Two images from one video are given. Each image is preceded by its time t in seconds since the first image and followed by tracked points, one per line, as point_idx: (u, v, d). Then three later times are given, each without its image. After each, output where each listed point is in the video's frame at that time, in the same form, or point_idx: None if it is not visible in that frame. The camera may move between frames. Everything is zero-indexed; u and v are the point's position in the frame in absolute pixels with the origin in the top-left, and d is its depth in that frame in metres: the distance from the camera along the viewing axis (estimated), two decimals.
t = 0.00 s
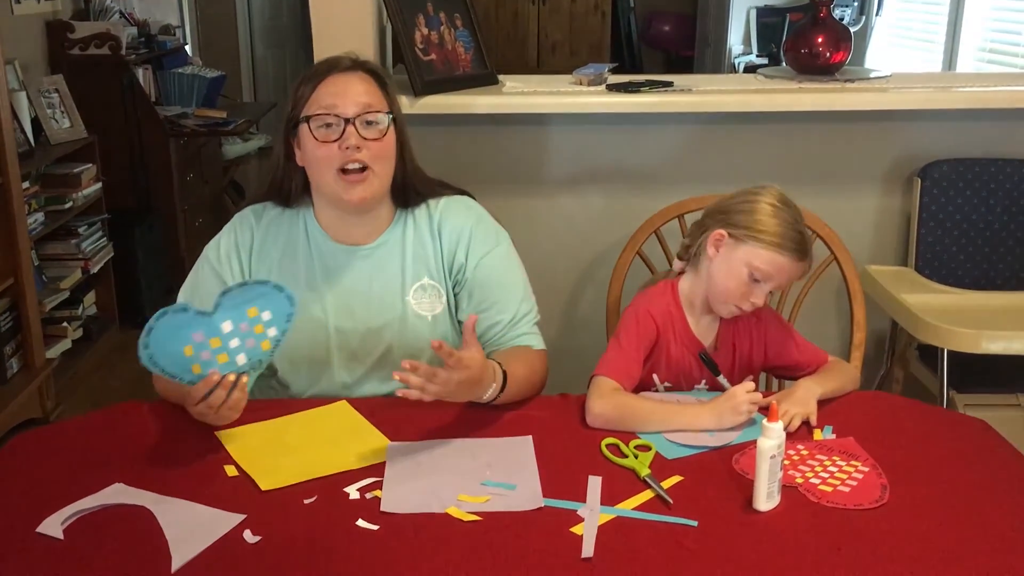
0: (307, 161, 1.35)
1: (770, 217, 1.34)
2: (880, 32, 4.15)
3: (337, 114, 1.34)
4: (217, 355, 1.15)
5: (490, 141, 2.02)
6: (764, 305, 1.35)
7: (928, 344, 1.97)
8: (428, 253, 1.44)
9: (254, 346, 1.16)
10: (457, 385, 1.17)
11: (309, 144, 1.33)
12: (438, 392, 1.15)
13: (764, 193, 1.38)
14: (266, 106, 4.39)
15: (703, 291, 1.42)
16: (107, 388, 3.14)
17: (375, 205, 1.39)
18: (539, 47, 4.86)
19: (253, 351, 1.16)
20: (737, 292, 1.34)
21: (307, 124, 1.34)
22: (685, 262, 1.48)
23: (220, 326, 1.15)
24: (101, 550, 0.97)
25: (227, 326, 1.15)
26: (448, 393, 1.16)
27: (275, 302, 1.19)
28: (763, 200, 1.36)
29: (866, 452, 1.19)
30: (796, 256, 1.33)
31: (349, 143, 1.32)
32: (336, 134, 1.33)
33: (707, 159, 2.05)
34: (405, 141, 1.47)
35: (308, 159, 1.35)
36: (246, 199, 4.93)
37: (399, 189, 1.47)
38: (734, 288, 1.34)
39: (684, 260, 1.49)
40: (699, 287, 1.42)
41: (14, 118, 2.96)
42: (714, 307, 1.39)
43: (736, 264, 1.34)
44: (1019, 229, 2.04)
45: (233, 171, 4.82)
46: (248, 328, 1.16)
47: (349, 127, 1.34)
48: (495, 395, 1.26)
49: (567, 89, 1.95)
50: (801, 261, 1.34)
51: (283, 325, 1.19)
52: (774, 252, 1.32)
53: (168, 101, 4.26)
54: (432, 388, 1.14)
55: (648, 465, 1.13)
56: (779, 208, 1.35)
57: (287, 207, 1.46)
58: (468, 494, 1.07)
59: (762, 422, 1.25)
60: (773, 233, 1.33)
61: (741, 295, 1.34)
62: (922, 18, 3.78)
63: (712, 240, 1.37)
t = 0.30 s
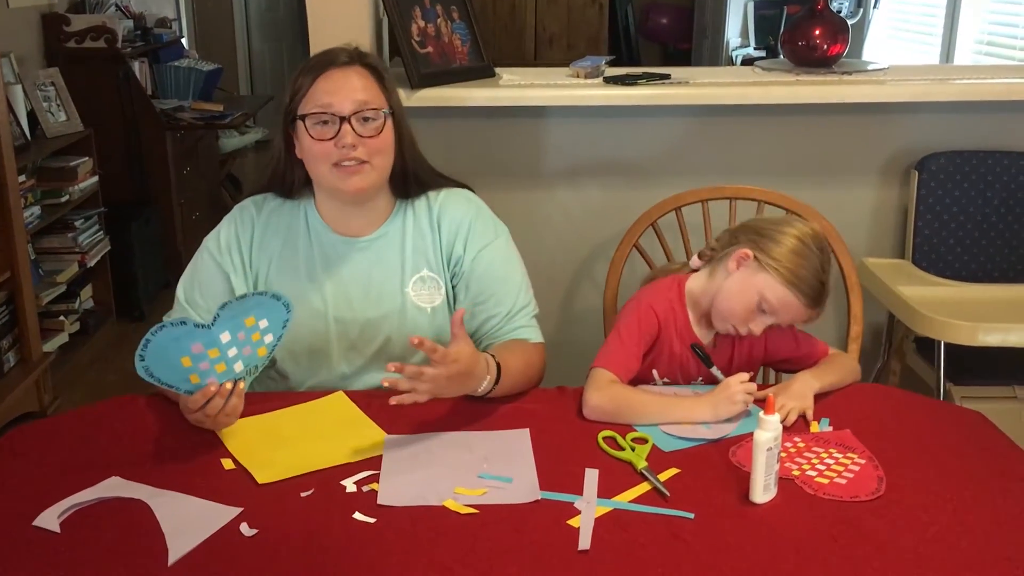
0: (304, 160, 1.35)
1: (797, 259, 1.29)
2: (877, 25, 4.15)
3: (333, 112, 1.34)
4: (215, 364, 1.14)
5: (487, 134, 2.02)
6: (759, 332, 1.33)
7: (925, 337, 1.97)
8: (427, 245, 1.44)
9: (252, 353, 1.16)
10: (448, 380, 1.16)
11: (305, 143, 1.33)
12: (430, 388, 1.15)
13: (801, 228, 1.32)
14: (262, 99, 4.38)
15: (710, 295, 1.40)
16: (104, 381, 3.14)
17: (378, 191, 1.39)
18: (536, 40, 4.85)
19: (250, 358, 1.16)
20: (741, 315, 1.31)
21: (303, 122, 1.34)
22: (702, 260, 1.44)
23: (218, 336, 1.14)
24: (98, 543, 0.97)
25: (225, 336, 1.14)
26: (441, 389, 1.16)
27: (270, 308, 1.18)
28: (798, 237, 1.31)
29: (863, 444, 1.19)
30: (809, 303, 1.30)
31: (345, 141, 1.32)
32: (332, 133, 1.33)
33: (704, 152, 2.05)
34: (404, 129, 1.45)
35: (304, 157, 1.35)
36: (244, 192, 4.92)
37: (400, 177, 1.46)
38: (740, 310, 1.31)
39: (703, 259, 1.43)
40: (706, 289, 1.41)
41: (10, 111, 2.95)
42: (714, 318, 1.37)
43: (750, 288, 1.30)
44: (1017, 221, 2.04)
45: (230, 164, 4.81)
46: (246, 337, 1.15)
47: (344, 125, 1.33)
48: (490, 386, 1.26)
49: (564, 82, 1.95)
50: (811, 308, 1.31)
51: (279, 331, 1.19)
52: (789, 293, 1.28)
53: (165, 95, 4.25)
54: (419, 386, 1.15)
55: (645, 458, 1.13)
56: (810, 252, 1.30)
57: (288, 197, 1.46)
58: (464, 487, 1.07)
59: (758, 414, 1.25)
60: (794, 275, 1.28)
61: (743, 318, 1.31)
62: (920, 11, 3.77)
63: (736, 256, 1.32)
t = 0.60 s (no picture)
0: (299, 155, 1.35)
1: (803, 294, 1.28)
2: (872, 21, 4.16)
3: (328, 105, 1.34)
4: (221, 361, 1.13)
5: (482, 131, 2.02)
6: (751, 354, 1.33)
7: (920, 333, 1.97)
8: (421, 242, 1.44)
9: (257, 351, 1.15)
10: (442, 377, 1.16)
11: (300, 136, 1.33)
12: (424, 388, 1.15)
13: (814, 262, 1.31)
14: (258, 96, 4.37)
15: (710, 306, 1.39)
16: (100, 379, 3.13)
17: (374, 186, 1.39)
18: (531, 37, 4.84)
19: (256, 355, 1.15)
20: (737, 334, 1.30)
21: (297, 114, 1.34)
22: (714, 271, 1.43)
23: (227, 333, 1.13)
24: (92, 541, 0.97)
25: (234, 333, 1.13)
26: (435, 387, 1.16)
27: (278, 306, 1.17)
28: (809, 271, 1.30)
29: (858, 441, 1.19)
30: (804, 337, 1.30)
31: (340, 132, 1.31)
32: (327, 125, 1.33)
33: (699, 148, 2.05)
34: (398, 126, 1.45)
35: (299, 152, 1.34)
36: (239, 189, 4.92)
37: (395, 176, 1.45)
38: (738, 329, 1.30)
39: (713, 267, 1.43)
40: (708, 300, 1.40)
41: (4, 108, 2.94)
42: (709, 329, 1.37)
43: (751, 312, 1.29)
44: (1011, 218, 2.04)
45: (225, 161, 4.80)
46: (254, 334, 1.14)
47: (339, 117, 1.33)
48: (484, 382, 1.26)
49: (560, 79, 1.95)
50: (804, 343, 1.31)
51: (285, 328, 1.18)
52: (788, 325, 1.28)
53: (160, 92, 4.26)
54: (414, 387, 1.15)
55: (640, 455, 1.13)
56: (817, 288, 1.29)
57: (281, 195, 1.45)
58: (459, 484, 1.07)
59: (753, 411, 1.26)
60: (796, 308, 1.28)
61: (738, 338, 1.31)
62: (914, 9, 3.78)
63: (744, 277, 1.31)
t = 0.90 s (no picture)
0: (298, 150, 1.34)
1: (799, 308, 1.28)
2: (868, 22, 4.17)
3: (329, 98, 1.33)
4: (293, 343, 1.20)
5: (479, 132, 2.02)
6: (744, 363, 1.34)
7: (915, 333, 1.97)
8: (417, 244, 1.43)
9: (320, 347, 1.24)
10: (402, 383, 1.19)
11: (302, 130, 1.32)
12: (388, 399, 1.19)
13: (813, 277, 1.31)
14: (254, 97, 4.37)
15: (706, 312, 1.39)
16: (96, 380, 3.13)
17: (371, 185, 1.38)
18: (527, 37, 4.84)
19: (316, 350, 1.24)
20: (730, 342, 1.31)
21: (298, 109, 1.33)
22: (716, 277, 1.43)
23: (312, 321, 1.21)
24: (88, 542, 0.97)
25: (316, 323, 1.21)
26: (401, 399, 1.20)
27: (358, 312, 1.26)
28: (806, 286, 1.29)
29: (853, 441, 1.20)
30: (797, 352, 1.30)
31: (343, 125, 1.31)
32: (329, 118, 1.32)
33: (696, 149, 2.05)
34: (394, 130, 1.44)
35: (299, 147, 1.34)
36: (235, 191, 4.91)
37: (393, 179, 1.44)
38: (731, 338, 1.30)
39: (716, 274, 1.43)
40: (704, 306, 1.40)
41: None
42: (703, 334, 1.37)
43: (746, 323, 1.29)
44: (1006, 218, 2.05)
45: (221, 162, 4.80)
46: (326, 331, 1.23)
47: (342, 110, 1.33)
48: (456, 385, 1.25)
49: (556, 79, 1.95)
50: (796, 358, 1.31)
51: (347, 337, 1.27)
52: (781, 339, 1.28)
53: (155, 92, 4.24)
54: (376, 397, 1.18)
55: (636, 455, 1.13)
56: (814, 305, 1.29)
57: (275, 199, 1.44)
58: (455, 484, 1.07)
59: (749, 411, 1.26)
60: (790, 322, 1.28)
61: (731, 346, 1.31)
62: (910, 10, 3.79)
63: (742, 286, 1.30)
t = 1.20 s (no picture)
0: (294, 154, 1.34)
1: (797, 309, 1.28)
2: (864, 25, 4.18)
3: (325, 102, 1.33)
4: (308, 331, 1.24)
5: (475, 134, 2.02)
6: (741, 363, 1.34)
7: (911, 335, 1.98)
8: (414, 250, 1.43)
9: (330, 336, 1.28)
10: (382, 375, 1.20)
11: (297, 133, 1.32)
12: (367, 390, 1.20)
13: (811, 278, 1.31)
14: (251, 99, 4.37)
15: (704, 314, 1.39)
16: (93, 382, 3.12)
17: (366, 192, 1.37)
18: (525, 39, 4.85)
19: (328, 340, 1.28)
20: (728, 342, 1.31)
21: (295, 113, 1.32)
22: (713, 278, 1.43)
23: (325, 309, 1.25)
24: (84, 544, 0.97)
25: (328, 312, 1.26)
26: (382, 391, 1.21)
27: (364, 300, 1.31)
28: (805, 286, 1.29)
29: (850, 443, 1.20)
30: (795, 352, 1.30)
31: (338, 129, 1.30)
32: (324, 122, 1.32)
33: (692, 151, 2.05)
34: (391, 135, 1.45)
35: (294, 150, 1.33)
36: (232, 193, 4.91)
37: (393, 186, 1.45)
38: (729, 338, 1.31)
39: (714, 274, 1.43)
40: (702, 307, 1.40)
41: None
42: (701, 336, 1.38)
43: (744, 322, 1.29)
44: (1002, 220, 2.05)
45: (218, 164, 4.80)
46: (337, 320, 1.28)
47: (337, 114, 1.32)
48: (442, 383, 1.26)
49: (553, 81, 1.95)
50: (794, 358, 1.30)
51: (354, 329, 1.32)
52: (779, 339, 1.28)
53: (152, 94, 4.22)
54: (355, 388, 1.19)
55: (633, 458, 1.13)
56: (812, 305, 1.29)
57: (271, 205, 1.44)
58: (453, 486, 1.07)
59: (747, 414, 1.26)
60: (789, 322, 1.28)
61: (729, 346, 1.31)
62: (906, 13, 3.80)
63: (740, 285, 1.30)
